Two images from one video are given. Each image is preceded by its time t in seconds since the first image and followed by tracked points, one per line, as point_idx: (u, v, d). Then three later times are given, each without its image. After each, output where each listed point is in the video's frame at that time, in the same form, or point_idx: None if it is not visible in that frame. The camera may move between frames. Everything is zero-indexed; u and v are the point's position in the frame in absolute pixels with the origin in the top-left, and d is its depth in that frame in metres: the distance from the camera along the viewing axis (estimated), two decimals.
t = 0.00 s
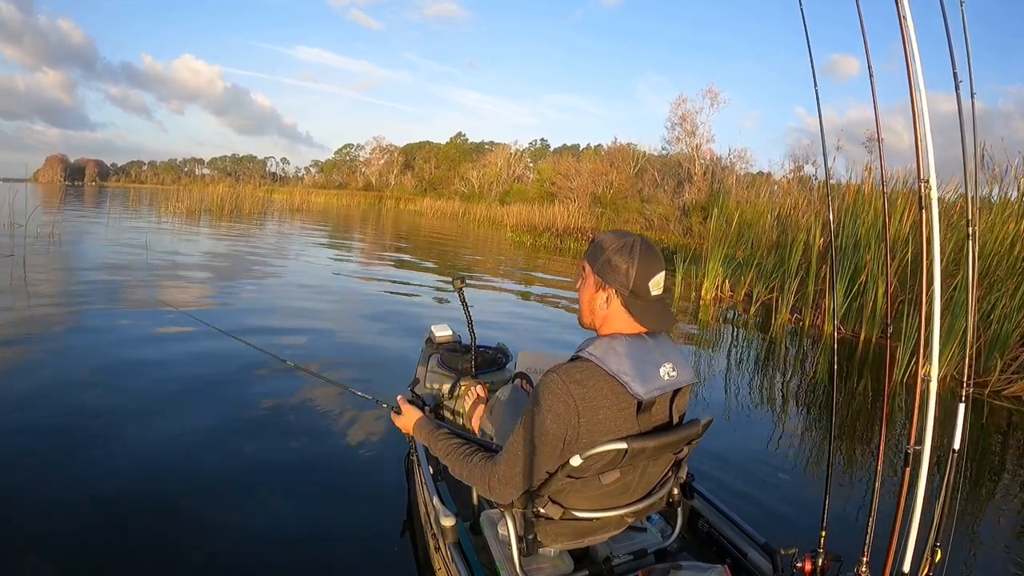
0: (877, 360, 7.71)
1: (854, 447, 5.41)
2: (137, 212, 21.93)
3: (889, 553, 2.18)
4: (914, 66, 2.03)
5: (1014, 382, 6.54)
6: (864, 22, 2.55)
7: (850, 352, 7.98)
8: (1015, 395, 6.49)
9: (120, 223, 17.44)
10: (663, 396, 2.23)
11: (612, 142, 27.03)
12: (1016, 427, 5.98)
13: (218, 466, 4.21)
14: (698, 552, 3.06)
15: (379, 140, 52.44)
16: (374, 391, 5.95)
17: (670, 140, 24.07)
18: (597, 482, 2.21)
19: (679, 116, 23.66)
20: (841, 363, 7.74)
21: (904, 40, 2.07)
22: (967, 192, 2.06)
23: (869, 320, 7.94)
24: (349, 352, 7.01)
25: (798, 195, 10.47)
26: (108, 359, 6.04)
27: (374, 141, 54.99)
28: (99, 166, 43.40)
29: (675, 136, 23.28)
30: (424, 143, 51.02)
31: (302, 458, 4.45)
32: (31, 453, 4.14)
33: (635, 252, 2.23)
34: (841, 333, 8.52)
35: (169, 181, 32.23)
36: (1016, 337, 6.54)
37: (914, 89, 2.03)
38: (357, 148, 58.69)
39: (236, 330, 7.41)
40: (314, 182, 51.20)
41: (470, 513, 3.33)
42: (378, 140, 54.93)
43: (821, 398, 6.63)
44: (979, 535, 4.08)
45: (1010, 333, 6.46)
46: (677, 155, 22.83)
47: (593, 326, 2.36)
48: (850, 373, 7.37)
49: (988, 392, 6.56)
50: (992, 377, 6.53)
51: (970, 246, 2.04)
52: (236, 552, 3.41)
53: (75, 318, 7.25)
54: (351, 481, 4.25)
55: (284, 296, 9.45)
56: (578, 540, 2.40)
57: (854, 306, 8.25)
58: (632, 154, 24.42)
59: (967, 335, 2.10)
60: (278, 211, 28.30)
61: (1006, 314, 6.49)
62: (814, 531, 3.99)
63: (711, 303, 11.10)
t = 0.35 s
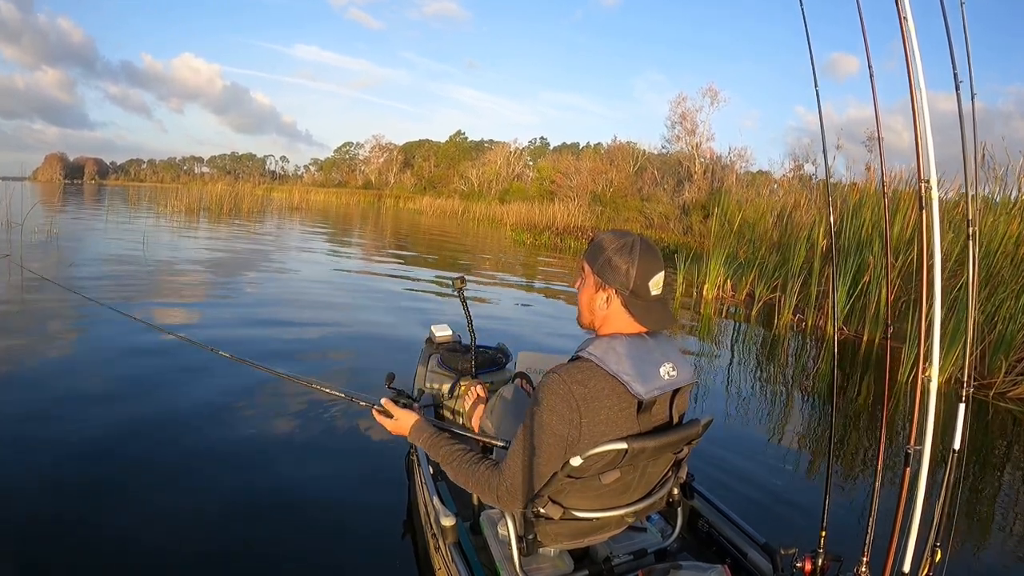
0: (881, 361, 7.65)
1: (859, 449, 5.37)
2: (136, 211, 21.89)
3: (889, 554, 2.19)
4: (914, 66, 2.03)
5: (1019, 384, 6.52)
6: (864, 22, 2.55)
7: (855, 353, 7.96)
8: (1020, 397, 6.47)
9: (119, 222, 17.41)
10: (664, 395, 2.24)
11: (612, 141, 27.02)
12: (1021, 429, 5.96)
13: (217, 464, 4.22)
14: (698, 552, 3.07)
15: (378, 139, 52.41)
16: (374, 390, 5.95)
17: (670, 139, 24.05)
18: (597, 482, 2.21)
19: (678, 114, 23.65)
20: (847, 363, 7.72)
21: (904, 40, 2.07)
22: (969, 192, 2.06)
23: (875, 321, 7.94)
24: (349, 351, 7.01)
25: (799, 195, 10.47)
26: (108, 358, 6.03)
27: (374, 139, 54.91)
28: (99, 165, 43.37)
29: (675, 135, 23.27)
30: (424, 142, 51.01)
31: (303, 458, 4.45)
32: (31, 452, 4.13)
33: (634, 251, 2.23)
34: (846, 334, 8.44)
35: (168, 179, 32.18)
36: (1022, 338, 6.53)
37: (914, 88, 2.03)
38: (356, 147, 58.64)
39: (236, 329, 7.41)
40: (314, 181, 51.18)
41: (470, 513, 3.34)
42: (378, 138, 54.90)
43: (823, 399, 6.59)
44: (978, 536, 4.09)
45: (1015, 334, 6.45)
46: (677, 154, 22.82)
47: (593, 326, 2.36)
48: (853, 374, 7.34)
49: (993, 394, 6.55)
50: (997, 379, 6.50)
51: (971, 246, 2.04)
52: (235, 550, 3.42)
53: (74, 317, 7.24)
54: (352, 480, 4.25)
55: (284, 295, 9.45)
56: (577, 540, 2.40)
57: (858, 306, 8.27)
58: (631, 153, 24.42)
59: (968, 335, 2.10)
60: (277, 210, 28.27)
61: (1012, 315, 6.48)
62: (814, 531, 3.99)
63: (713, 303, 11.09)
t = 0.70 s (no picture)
0: (883, 363, 7.63)
1: (862, 451, 5.35)
2: (135, 212, 21.87)
3: (889, 553, 2.19)
4: (914, 66, 2.03)
5: None
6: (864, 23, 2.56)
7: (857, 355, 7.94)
8: None
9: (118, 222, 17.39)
10: (664, 396, 2.24)
11: (612, 142, 27.04)
12: None
13: (217, 464, 4.21)
14: (698, 552, 3.06)
15: (378, 140, 52.41)
16: (374, 390, 5.95)
17: (670, 140, 24.08)
18: (597, 483, 2.22)
19: (678, 115, 23.67)
20: (849, 365, 7.71)
21: (904, 40, 2.07)
22: (969, 193, 2.07)
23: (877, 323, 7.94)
24: (348, 351, 7.01)
25: (799, 196, 10.47)
26: (107, 358, 6.02)
27: (373, 141, 55.02)
28: (98, 165, 43.35)
29: (675, 136, 23.30)
30: (424, 143, 51.02)
31: (303, 458, 4.44)
32: (31, 452, 4.12)
33: (627, 249, 2.23)
34: (848, 336, 8.41)
35: (168, 180, 32.15)
36: None
37: (914, 90, 2.03)
38: (356, 148, 58.65)
39: (236, 329, 7.40)
40: (313, 182, 51.18)
41: (470, 513, 3.34)
42: (377, 140, 54.93)
43: (826, 401, 6.55)
44: (979, 537, 4.10)
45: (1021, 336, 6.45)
46: (677, 155, 22.85)
47: (592, 323, 2.39)
48: (856, 376, 7.33)
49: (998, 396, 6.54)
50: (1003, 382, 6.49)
51: (971, 246, 2.04)
52: (235, 551, 3.41)
53: (73, 316, 7.23)
54: (352, 480, 4.24)
55: (283, 295, 9.44)
56: (578, 540, 2.40)
57: (860, 308, 8.25)
58: (631, 154, 24.44)
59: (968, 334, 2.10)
60: (277, 210, 28.23)
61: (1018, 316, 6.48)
62: (815, 532, 3.99)
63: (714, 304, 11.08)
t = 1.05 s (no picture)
0: (884, 364, 7.63)
1: (864, 452, 5.35)
2: (132, 213, 21.83)
3: (889, 553, 2.19)
4: (914, 66, 2.04)
5: None
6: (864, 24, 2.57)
7: (858, 357, 7.94)
8: None
9: (116, 223, 17.35)
10: (664, 393, 2.24)
11: (610, 144, 27.05)
12: None
13: (216, 465, 4.20)
14: (698, 552, 3.06)
15: (376, 141, 52.42)
16: (373, 390, 5.94)
17: (668, 141, 24.09)
18: (597, 482, 2.22)
19: (677, 116, 23.69)
20: (852, 366, 7.71)
21: (904, 40, 2.08)
22: (969, 193, 2.08)
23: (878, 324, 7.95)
24: (347, 352, 7.00)
25: (799, 197, 10.48)
26: (107, 358, 6.01)
27: (371, 142, 54.99)
28: (96, 165, 43.33)
29: (674, 137, 23.31)
30: (422, 144, 51.03)
31: (302, 459, 4.43)
32: (30, 454, 4.11)
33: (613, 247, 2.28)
34: (848, 337, 8.41)
35: (166, 180, 32.10)
36: None
37: (914, 91, 2.04)
38: (353, 149, 58.62)
39: (234, 330, 7.39)
40: (311, 182, 51.16)
41: (470, 514, 3.33)
42: (375, 140, 54.91)
43: (827, 401, 6.54)
44: (978, 539, 4.11)
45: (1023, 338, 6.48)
46: (675, 156, 22.88)
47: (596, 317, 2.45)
48: (857, 378, 7.31)
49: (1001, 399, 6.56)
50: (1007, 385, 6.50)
51: (971, 246, 2.05)
52: (234, 551, 3.39)
53: (71, 317, 7.21)
54: (351, 481, 4.23)
55: (281, 296, 9.43)
56: (577, 540, 2.40)
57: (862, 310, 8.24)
58: (629, 155, 24.47)
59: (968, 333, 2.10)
60: (275, 211, 28.20)
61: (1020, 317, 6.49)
62: (814, 533, 4.00)
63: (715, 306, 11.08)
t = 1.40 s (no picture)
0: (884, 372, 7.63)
1: (864, 456, 5.37)
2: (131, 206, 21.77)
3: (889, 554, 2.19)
4: (916, 71, 2.05)
5: None
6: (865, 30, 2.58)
7: (859, 366, 7.94)
8: None
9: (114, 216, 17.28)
10: (662, 392, 2.26)
11: (611, 147, 27.08)
12: None
13: (213, 461, 4.19)
14: (697, 553, 3.07)
15: (376, 139, 52.39)
16: (371, 387, 5.93)
17: (669, 145, 24.12)
18: (597, 482, 2.22)
19: (678, 120, 23.73)
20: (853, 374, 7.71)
21: (905, 44, 2.09)
22: (969, 198, 2.09)
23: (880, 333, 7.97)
24: (346, 350, 6.99)
25: (800, 204, 10.49)
26: (105, 351, 5.99)
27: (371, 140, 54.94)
28: (95, 157, 43.18)
29: (674, 141, 23.35)
30: (422, 143, 51.03)
31: (300, 456, 4.42)
32: (26, 447, 4.09)
33: (617, 245, 2.25)
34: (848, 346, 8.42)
35: (165, 174, 32.02)
36: None
37: (916, 96, 2.06)
38: (353, 146, 58.56)
39: (232, 325, 7.37)
40: (310, 179, 51.10)
41: (469, 513, 3.33)
42: (375, 138, 54.87)
43: (827, 407, 6.53)
44: (975, 546, 4.13)
45: None
46: (675, 161, 22.92)
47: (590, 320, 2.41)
48: (858, 387, 7.29)
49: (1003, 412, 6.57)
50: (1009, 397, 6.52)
51: (971, 248, 2.06)
52: (230, 549, 3.38)
53: (68, 310, 7.17)
54: (348, 478, 4.23)
55: (280, 293, 9.40)
56: (577, 540, 2.40)
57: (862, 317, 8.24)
58: (630, 158, 24.50)
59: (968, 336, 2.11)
60: (274, 207, 28.14)
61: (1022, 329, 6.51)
62: (812, 534, 4.00)
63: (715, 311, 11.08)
